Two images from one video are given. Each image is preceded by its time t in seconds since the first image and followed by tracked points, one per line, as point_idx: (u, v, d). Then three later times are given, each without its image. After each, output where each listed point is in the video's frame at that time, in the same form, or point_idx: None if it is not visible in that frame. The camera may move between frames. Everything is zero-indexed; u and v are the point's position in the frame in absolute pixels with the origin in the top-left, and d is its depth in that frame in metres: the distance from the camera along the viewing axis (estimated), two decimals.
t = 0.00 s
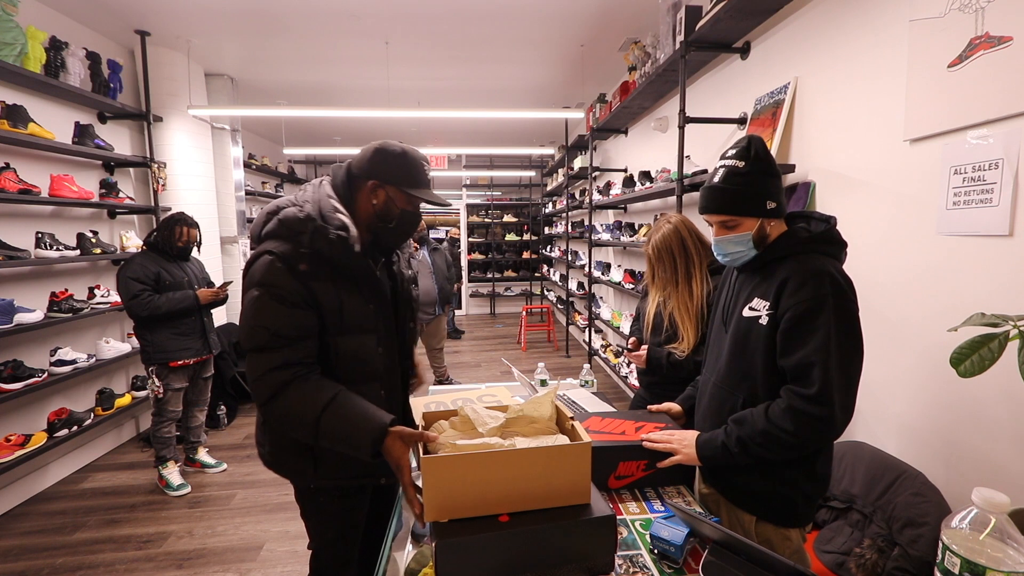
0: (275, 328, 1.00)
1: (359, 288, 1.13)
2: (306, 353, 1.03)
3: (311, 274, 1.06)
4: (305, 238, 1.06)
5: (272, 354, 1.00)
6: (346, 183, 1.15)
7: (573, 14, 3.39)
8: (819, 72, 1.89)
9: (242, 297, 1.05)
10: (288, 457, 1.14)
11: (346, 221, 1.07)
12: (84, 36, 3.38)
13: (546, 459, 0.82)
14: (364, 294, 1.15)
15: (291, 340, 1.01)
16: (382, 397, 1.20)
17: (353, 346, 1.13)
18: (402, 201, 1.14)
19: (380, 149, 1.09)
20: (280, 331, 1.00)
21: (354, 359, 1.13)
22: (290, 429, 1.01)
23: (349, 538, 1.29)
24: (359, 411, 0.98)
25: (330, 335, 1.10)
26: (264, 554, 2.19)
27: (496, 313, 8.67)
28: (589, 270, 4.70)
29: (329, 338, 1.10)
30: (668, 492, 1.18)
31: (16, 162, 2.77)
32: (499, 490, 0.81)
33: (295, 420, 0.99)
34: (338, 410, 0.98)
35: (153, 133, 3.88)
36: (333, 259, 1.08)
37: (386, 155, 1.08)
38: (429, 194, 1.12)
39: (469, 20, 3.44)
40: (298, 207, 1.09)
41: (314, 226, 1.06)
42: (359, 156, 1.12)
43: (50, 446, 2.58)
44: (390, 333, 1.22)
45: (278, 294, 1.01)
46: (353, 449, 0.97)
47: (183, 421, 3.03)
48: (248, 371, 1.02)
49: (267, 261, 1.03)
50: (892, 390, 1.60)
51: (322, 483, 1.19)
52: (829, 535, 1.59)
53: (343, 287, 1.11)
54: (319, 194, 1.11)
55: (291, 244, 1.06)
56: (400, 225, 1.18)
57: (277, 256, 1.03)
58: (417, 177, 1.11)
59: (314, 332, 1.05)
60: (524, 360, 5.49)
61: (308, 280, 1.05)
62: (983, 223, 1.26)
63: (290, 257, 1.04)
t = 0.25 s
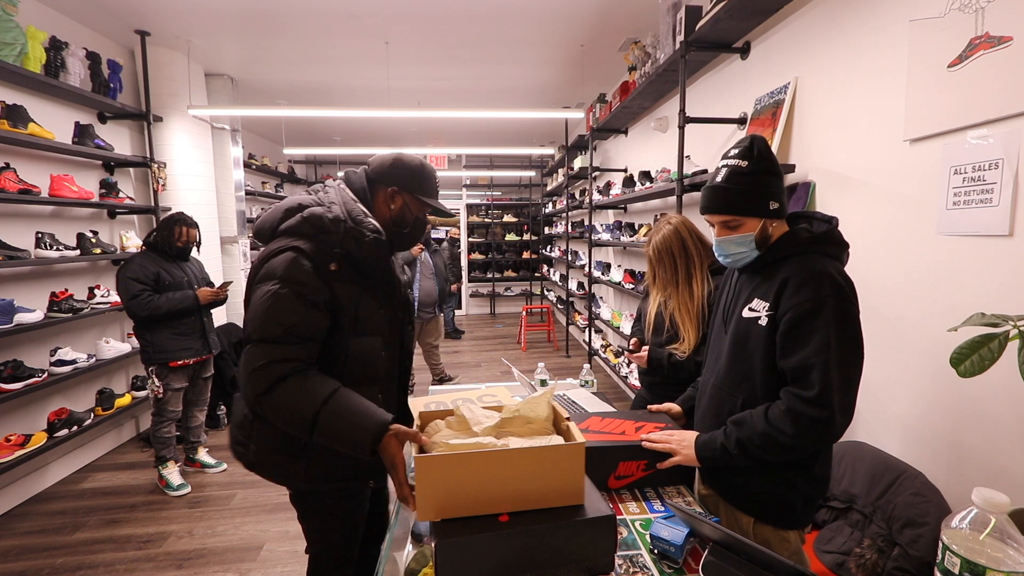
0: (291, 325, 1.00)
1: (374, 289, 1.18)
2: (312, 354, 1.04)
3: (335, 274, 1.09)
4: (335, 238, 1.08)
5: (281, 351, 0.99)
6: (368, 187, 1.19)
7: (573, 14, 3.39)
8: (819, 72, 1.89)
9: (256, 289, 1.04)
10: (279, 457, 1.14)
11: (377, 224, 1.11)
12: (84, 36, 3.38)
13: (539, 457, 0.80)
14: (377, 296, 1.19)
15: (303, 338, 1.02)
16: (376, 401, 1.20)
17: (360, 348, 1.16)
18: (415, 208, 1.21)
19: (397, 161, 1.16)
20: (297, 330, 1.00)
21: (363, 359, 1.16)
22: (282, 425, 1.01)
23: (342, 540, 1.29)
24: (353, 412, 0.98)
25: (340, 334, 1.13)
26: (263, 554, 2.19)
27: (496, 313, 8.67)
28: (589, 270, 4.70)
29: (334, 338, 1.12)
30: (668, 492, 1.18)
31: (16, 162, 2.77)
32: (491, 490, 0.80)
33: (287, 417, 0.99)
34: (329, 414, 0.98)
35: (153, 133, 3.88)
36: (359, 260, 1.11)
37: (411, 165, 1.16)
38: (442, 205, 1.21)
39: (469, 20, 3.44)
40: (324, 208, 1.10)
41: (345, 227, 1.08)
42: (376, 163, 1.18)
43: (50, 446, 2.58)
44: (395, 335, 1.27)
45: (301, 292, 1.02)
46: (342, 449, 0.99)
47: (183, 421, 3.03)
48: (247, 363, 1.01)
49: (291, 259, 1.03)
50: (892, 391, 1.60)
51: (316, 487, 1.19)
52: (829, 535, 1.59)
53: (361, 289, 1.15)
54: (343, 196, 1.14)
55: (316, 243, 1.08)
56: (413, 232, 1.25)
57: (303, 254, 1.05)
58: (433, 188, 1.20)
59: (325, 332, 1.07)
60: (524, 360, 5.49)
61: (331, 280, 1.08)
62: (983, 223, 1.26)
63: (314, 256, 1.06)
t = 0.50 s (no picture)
0: (286, 311, 1.04)
1: (372, 280, 1.23)
2: (302, 343, 1.07)
3: (337, 261, 1.14)
4: (338, 228, 1.15)
5: (273, 337, 1.03)
6: (362, 186, 1.25)
7: (573, 14, 3.39)
8: (818, 73, 1.89)
9: (257, 276, 1.08)
10: (277, 452, 1.16)
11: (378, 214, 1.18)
12: (84, 36, 3.38)
13: (497, 454, 0.80)
14: (376, 288, 1.24)
15: (296, 326, 1.06)
16: (378, 389, 1.23)
17: (360, 337, 1.18)
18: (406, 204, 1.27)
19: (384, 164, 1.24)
20: (292, 316, 1.05)
21: (362, 350, 1.19)
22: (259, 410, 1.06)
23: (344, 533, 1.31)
24: (319, 418, 1.01)
25: (338, 324, 1.16)
26: (264, 554, 2.19)
27: (496, 313, 8.67)
28: (589, 270, 4.70)
29: (330, 328, 1.15)
30: (668, 492, 1.17)
31: (16, 162, 2.77)
32: (448, 489, 0.79)
33: (265, 404, 1.04)
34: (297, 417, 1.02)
35: (153, 133, 3.88)
36: (359, 251, 1.17)
37: (401, 166, 1.25)
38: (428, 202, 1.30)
39: (469, 20, 3.44)
40: (326, 202, 1.16)
41: (348, 217, 1.15)
42: (364, 168, 1.24)
43: (50, 446, 2.58)
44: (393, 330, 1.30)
45: (301, 279, 1.06)
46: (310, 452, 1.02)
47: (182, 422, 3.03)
48: (240, 345, 1.05)
49: (294, 245, 1.08)
50: (892, 391, 1.60)
51: (317, 479, 1.22)
52: (829, 535, 1.59)
53: (361, 280, 1.20)
54: (343, 194, 1.21)
55: (322, 234, 1.14)
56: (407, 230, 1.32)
57: (309, 242, 1.10)
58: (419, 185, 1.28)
59: (320, 321, 1.11)
60: (524, 360, 5.49)
61: (333, 269, 1.13)
62: (984, 223, 1.26)
63: (319, 244, 1.11)
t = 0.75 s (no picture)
0: (262, 295, 1.06)
1: (353, 273, 1.26)
2: (275, 326, 1.08)
3: (319, 252, 1.16)
4: (321, 222, 1.18)
5: (245, 317, 1.04)
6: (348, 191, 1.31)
7: (573, 14, 3.39)
8: (818, 73, 1.89)
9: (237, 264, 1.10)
10: (264, 443, 1.18)
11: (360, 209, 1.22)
12: (84, 37, 3.38)
13: (426, 398, 0.84)
14: (356, 281, 1.26)
15: (272, 310, 1.07)
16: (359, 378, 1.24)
17: (339, 325, 1.20)
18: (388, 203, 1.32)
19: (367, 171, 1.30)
20: (267, 299, 1.06)
21: (340, 338, 1.20)
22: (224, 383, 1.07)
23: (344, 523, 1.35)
24: (273, 393, 1.00)
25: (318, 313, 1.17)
26: (264, 554, 2.19)
27: (496, 313, 8.67)
28: (589, 270, 4.70)
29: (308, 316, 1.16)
30: (668, 492, 1.18)
31: (16, 162, 2.77)
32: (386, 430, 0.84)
33: (229, 378, 1.05)
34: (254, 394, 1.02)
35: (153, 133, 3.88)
36: (341, 243, 1.20)
37: (382, 171, 1.29)
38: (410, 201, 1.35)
39: (469, 20, 3.44)
40: (312, 200, 1.20)
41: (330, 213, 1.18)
42: (352, 174, 1.30)
43: (50, 446, 2.58)
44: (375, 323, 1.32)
45: (280, 266, 1.09)
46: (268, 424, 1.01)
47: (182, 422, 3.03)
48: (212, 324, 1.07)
49: (276, 237, 1.11)
50: (892, 391, 1.60)
51: (314, 470, 1.24)
52: (829, 535, 1.59)
53: (342, 270, 1.22)
54: (329, 194, 1.25)
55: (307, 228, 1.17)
56: (390, 229, 1.34)
57: (291, 233, 1.13)
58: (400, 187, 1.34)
59: (296, 306, 1.12)
60: (524, 359, 5.49)
61: (314, 258, 1.15)
62: (984, 223, 1.26)
63: (301, 237, 1.13)
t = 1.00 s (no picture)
0: (241, 291, 1.07)
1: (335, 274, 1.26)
2: (253, 322, 1.09)
3: (298, 254, 1.17)
4: (302, 225, 1.19)
5: (225, 310, 1.05)
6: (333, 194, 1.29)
7: (574, 14, 3.39)
8: (818, 73, 1.89)
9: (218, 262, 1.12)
10: (247, 438, 1.18)
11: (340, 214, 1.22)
12: (84, 37, 3.38)
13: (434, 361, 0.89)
14: (337, 281, 1.27)
15: (249, 308, 1.08)
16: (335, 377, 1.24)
17: (320, 326, 1.22)
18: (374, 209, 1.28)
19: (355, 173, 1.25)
20: (245, 298, 1.07)
21: (316, 336, 1.21)
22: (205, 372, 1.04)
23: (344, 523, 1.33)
24: (265, 363, 0.98)
25: (297, 312, 1.19)
26: (264, 554, 2.19)
27: (496, 313, 8.67)
28: (589, 270, 4.70)
29: (287, 314, 1.18)
30: (668, 492, 1.18)
31: (16, 162, 2.77)
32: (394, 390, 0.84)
33: (210, 364, 1.02)
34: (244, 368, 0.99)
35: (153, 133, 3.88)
36: (322, 246, 1.21)
37: (371, 176, 1.24)
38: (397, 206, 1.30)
39: (469, 20, 3.44)
40: (294, 202, 1.21)
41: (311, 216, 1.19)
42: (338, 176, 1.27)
43: (50, 446, 2.58)
44: (353, 326, 1.33)
45: (260, 266, 1.10)
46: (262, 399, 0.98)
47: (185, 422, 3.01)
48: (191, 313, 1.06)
49: (257, 240, 1.12)
50: (892, 391, 1.60)
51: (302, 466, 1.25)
52: (829, 535, 1.59)
53: (325, 273, 1.23)
54: (313, 196, 1.25)
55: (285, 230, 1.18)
56: (370, 234, 1.32)
57: (272, 236, 1.14)
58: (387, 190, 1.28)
59: (275, 305, 1.13)
60: (524, 359, 5.50)
61: (294, 260, 1.16)
62: (984, 223, 1.26)
63: (280, 238, 1.15)
